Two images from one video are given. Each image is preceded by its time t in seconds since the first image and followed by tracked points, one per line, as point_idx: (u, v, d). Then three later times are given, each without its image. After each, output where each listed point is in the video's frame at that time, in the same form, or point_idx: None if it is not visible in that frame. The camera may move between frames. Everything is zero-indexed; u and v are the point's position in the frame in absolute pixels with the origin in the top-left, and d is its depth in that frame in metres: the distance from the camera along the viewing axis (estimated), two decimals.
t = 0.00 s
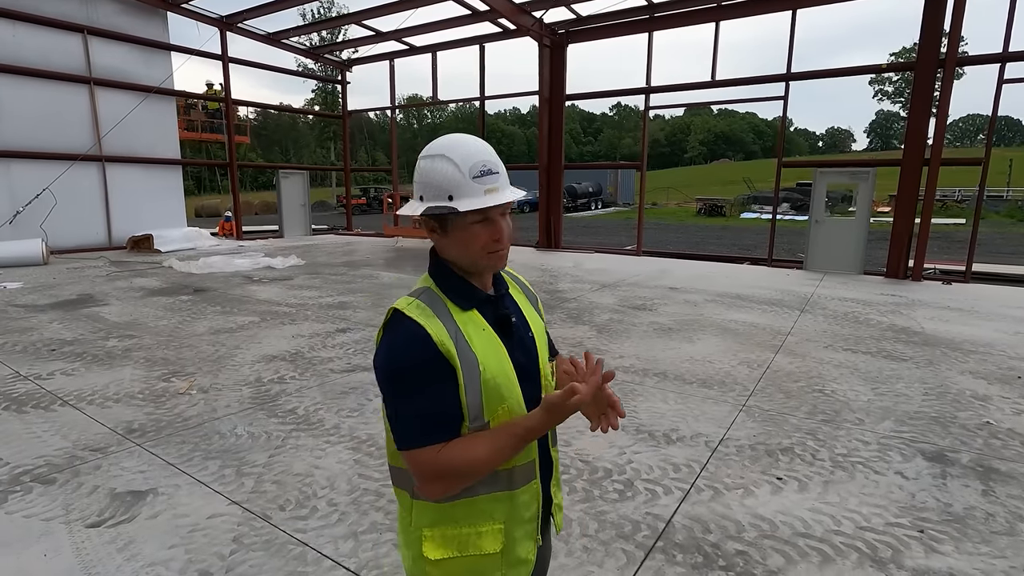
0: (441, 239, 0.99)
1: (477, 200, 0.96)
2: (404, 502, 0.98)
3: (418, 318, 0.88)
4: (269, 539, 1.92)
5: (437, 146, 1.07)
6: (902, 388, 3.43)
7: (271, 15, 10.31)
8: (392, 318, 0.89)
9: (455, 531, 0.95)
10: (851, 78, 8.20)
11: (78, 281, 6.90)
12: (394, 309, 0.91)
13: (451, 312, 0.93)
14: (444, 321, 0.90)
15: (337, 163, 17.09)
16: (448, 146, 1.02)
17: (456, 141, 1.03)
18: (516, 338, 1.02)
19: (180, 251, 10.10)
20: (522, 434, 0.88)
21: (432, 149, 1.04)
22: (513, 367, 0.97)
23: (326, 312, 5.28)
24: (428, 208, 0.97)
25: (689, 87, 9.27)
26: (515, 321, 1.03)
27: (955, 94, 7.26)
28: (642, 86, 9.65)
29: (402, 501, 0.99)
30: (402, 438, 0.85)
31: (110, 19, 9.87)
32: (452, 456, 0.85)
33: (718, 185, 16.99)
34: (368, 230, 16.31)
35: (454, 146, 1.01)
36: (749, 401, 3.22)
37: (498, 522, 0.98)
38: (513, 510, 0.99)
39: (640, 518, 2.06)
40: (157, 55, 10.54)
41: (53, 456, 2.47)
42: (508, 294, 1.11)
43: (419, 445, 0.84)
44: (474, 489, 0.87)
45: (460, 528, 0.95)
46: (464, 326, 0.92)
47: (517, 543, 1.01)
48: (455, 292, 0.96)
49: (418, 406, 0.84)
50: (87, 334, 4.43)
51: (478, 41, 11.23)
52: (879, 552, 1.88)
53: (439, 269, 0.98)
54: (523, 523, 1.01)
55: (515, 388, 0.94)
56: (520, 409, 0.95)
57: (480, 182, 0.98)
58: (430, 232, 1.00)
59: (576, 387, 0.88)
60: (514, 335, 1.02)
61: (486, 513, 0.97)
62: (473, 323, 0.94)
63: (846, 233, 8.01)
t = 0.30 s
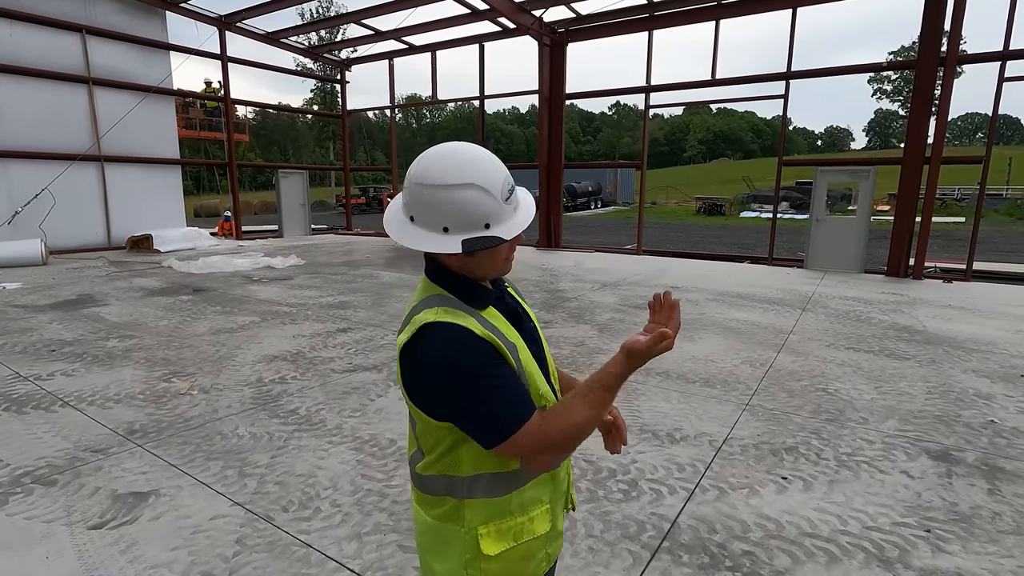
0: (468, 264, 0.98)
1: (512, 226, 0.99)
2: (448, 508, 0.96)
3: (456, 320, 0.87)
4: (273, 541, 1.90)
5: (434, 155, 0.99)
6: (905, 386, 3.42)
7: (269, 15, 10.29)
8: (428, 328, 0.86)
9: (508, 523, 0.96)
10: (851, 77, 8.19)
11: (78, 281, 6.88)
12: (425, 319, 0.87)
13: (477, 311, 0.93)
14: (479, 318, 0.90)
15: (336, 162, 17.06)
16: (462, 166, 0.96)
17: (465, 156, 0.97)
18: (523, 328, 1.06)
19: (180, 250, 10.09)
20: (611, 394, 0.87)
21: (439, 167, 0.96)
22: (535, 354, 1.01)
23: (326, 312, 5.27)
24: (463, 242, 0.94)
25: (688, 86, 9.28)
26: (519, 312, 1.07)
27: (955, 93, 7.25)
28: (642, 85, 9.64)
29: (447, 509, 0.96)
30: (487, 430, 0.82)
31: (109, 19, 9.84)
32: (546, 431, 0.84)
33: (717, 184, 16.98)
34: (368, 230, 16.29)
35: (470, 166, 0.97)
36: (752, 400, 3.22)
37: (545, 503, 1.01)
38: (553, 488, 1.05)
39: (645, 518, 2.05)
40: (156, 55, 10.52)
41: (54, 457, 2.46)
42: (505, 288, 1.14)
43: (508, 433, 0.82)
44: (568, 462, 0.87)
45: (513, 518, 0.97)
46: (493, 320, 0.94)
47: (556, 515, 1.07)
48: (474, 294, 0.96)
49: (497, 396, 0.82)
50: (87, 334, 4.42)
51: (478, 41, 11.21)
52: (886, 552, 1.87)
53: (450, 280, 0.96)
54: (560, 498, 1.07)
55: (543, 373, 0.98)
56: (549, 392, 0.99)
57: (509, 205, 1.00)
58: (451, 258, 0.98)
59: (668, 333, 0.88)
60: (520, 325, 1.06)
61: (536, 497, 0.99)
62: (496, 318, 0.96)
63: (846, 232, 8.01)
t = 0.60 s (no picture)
0: (487, 261, 0.98)
1: (531, 219, 0.99)
2: (478, 515, 0.95)
3: (491, 318, 0.88)
4: (278, 543, 1.90)
5: (450, 150, 1.01)
6: (908, 386, 3.42)
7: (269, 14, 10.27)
8: (468, 331, 0.86)
9: (537, 521, 0.97)
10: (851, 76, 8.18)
11: (77, 282, 6.86)
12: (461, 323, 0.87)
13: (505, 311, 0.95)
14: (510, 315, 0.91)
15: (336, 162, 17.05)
16: (479, 158, 0.98)
17: (481, 147, 0.99)
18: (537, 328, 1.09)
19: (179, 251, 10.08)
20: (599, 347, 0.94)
21: (456, 160, 0.98)
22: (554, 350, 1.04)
23: (327, 312, 5.26)
24: (483, 233, 0.94)
25: (688, 85, 9.28)
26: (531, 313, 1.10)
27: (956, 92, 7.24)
28: (642, 85, 9.64)
29: (476, 515, 0.95)
30: (543, 415, 0.83)
31: (108, 19, 9.82)
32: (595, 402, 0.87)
33: (717, 184, 16.97)
34: (367, 229, 16.28)
35: (486, 157, 0.98)
36: (756, 400, 3.21)
37: (570, 498, 1.04)
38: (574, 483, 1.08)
39: (651, 520, 2.04)
40: (155, 55, 10.50)
41: (57, 459, 2.45)
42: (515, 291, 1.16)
43: (562, 416, 0.84)
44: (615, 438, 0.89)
45: (542, 515, 0.98)
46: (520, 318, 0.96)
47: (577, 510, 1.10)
48: (498, 295, 0.97)
49: (547, 382, 0.83)
50: (88, 335, 4.40)
51: (477, 41, 11.20)
52: (893, 552, 1.87)
53: (471, 282, 0.96)
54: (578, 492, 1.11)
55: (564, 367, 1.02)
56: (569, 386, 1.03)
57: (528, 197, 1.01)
58: (469, 253, 0.97)
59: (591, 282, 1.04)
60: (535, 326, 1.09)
61: (563, 492, 1.02)
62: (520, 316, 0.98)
63: (847, 231, 8.01)
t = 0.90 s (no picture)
0: (506, 251, 0.98)
1: (548, 205, 1.01)
2: (487, 523, 0.94)
3: (501, 325, 0.86)
4: (282, 545, 1.89)
5: (462, 147, 1.04)
6: (910, 385, 3.42)
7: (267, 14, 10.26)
8: (474, 335, 0.85)
9: (546, 530, 0.96)
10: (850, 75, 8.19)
11: (76, 282, 6.84)
12: (472, 325, 0.86)
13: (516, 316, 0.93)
14: (521, 323, 0.90)
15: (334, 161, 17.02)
16: (493, 149, 1.00)
17: (494, 141, 1.02)
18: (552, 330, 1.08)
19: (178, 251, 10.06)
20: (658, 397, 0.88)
21: (470, 154, 1.01)
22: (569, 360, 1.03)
23: (328, 312, 5.25)
24: (504, 218, 0.95)
25: (687, 84, 9.27)
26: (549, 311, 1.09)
27: (955, 91, 7.25)
28: (642, 84, 9.64)
29: (483, 523, 0.95)
30: (538, 441, 0.82)
31: (106, 18, 9.80)
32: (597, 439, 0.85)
33: (716, 183, 16.98)
34: (367, 229, 16.26)
35: (501, 148, 1.01)
36: (758, 399, 3.21)
37: (579, 506, 1.02)
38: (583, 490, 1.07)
39: (656, 520, 2.03)
40: (154, 54, 10.47)
41: (59, 460, 2.44)
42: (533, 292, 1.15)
43: (560, 440, 0.82)
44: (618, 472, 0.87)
45: (551, 525, 0.97)
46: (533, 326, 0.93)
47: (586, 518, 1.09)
48: (510, 297, 0.96)
49: (549, 404, 0.82)
50: (88, 336, 4.39)
51: (477, 40, 11.18)
52: (899, 552, 1.86)
53: (486, 279, 0.95)
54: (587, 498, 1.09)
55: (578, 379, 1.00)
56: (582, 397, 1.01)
57: (541, 181, 1.03)
58: (489, 244, 0.98)
59: (721, 343, 0.90)
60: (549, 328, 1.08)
61: (572, 500, 1.01)
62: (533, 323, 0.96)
63: (846, 230, 8.02)
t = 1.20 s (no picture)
0: (513, 247, 0.98)
1: (555, 198, 1.01)
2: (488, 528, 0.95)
3: (498, 330, 0.86)
4: (284, 545, 1.88)
5: (464, 146, 1.03)
6: (911, 385, 3.43)
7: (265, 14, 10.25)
8: (469, 338, 0.85)
9: (547, 538, 0.96)
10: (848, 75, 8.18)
11: (75, 283, 6.83)
12: (468, 327, 0.85)
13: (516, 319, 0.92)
14: (519, 328, 0.89)
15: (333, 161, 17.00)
16: (496, 145, 1.00)
17: (497, 137, 1.02)
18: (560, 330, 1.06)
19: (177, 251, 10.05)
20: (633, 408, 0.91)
21: (473, 152, 1.00)
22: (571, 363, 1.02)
23: (328, 312, 5.25)
24: (512, 213, 0.95)
25: (686, 84, 9.28)
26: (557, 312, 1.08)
27: (954, 91, 7.26)
28: (642, 84, 9.63)
29: (486, 528, 0.95)
30: (525, 454, 0.82)
31: (104, 18, 9.77)
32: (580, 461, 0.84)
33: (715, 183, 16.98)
34: (365, 229, 16.24)
35: (504, 143, 1.01)
36: (759, 399, 3.21)
37: (581, 514, 1.02)
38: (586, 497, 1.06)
39: (658, 520, 2.03)
40: (152, 54, 10.44)
41: (59, 461, 2.43)
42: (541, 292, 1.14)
43: (547, 452, 0.82)
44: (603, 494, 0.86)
45: (552, 533, 0.97)
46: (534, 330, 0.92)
47: (588, 523, 1.08)
48: (512, 298, 0.94)
49: (540, 415, 0.81)
50: (87, 336, 4.37)
51: (476, 40, 11.17)
52: (901, 552, 1.86)
53: (489, 281, 0.94)
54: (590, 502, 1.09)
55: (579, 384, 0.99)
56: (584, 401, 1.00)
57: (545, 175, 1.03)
58: (497, 241, 0.97)
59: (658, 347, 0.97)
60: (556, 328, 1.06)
61: (573, 508, 1.00)
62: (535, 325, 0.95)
63: (845, 230, 8.02)
